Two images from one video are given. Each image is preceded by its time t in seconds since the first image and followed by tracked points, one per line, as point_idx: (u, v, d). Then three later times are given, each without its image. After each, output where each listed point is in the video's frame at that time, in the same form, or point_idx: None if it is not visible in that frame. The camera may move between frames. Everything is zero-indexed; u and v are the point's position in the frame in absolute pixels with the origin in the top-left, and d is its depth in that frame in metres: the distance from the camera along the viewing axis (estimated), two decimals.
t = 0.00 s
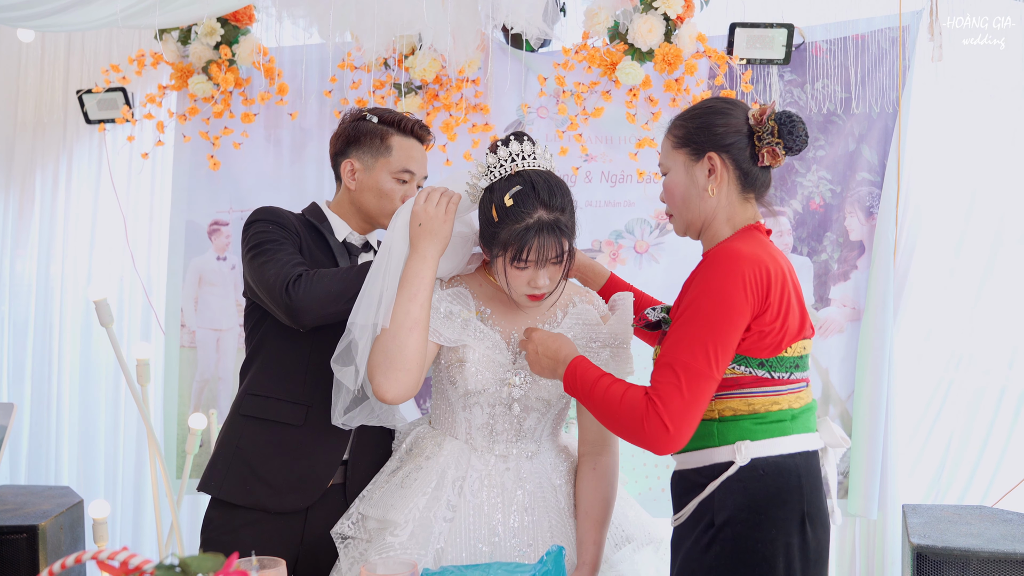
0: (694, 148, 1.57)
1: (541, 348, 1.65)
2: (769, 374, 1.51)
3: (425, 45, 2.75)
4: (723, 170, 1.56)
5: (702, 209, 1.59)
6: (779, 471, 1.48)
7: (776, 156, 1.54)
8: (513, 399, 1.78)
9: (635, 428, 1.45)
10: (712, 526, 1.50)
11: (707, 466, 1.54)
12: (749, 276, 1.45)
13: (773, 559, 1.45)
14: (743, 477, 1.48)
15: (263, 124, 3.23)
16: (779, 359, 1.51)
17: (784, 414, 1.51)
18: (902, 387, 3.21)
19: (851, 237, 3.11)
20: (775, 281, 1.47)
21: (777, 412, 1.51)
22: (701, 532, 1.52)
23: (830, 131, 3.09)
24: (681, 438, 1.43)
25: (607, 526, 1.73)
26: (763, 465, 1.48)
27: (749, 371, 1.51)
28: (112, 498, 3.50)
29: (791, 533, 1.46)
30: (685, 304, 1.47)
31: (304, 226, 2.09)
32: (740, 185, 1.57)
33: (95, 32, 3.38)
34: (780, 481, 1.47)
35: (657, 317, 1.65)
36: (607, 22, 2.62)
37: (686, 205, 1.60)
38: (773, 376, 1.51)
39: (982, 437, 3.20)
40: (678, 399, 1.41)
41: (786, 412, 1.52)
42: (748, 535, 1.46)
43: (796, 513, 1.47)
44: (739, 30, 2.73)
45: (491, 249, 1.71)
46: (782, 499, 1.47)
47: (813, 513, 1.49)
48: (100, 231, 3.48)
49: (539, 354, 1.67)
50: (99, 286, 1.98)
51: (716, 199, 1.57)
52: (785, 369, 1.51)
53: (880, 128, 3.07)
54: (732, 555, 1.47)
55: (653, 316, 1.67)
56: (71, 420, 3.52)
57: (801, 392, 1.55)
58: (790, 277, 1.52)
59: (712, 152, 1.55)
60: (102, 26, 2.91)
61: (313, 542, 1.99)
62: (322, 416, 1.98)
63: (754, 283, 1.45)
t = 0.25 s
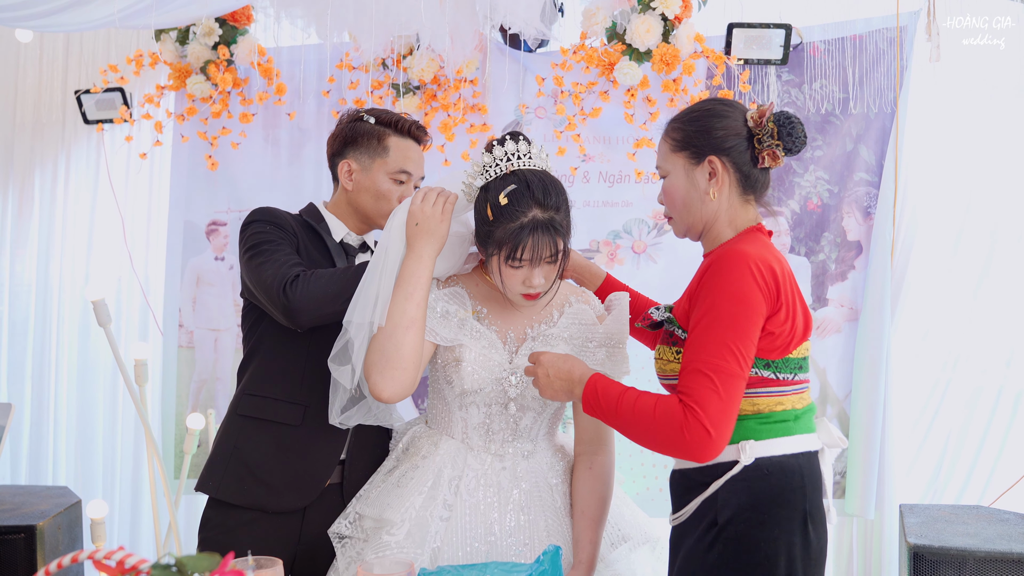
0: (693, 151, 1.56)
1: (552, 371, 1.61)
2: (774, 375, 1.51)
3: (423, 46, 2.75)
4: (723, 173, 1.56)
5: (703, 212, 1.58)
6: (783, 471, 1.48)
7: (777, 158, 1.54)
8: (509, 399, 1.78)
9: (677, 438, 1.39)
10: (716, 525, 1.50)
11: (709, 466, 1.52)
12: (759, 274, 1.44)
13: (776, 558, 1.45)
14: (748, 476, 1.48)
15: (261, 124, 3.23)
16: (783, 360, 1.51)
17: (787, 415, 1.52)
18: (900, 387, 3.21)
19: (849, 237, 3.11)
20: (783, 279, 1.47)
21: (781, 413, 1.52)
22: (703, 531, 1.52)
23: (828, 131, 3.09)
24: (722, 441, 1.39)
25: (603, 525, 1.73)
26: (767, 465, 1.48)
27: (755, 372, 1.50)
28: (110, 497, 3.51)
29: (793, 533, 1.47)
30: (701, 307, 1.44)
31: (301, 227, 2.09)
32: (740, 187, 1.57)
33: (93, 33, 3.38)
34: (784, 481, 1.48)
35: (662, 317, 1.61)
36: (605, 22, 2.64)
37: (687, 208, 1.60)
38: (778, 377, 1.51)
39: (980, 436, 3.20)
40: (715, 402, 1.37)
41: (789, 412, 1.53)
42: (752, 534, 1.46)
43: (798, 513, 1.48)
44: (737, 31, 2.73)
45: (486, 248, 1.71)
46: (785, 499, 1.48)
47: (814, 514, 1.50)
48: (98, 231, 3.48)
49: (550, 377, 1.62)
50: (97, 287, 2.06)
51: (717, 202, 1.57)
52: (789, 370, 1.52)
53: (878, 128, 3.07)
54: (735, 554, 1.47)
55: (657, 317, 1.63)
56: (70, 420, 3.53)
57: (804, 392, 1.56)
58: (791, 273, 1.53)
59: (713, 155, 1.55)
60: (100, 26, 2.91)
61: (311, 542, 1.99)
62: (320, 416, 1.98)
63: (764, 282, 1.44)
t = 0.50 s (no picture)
0: (697, 153, 1.56)
1: (566, 392, 1.57)
2: (782, 378, 1.51)
3: (422, 46, 2.75)
4: (728, 174, 1.55)
5: (708, 213, 1.58)
6: (790, 473, 1.50)
7: (781, 158, 1.55)
8: (507, 398, 1.78)
9: (710, 450, 1.39)
10: (724, 527, 1.51)
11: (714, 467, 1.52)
12: (773, 276, 1.43)
13: (785, 559, 1.47)
14: (756, 478, 1.49)
15: (261, 124, 3.23)
16: (792, 362, 1.51)
17: (793, 417, 1.53)
18: (899, 387, 3.21)
19: (847, 237, 3.11)
20: (794, 277, 1.46)
21: (787, 415, 1.52)
22: (711, 533, 1.53)
23: (827, 131, 3.09)
24: (754, 447, 1.40)
25: (601, 524, 1.74)
26: (774, 467, 1.49)
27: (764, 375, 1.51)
28: (109, 497, 3.51)
29: (801, 533, 1.49)
30: (717, 315, 1.42)
31: (299, 227, 2.10)
32: (745, 188, 1.57)
33: (92, 33, 3.38)
34: (792, 482, 1.49)
35: (668, 316, 1.59)
36: (604, 22, 2.64)
37: (692, 210, 1.60)
38: (786, 379, 1.51)
39: (979, 436, 3.21)
40: (744, 409, 1.37)
41: (795, 414, 1.54)
42: (761, 536, 1.48)
43: (805, 513, 1.50)
44: (736, 31, 2.73)
45: (482, 247, 1.72)
46: (792, 500, 1.49)
47: (820, 513, 1.52)
48: (97, 231, 3.48)
49: (564, 398, 1.58)
50: (97, 287, 2.05)
51: (722, 203, 1.57)
52: (797, 373, 1.52)
53: (876, 128, 3.07)
54: (745, 556, 1.48)
55: (663, 316, 1.61)
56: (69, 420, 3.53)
57: (809, 394, 1.56)
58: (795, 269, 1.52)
59: (717, 157, 1.54)
60: (100, 26, 2.91)
61: (309, 541, 2.00)
62: (318, 415, 1.98)
63: (778, 283, 1.43)
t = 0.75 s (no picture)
0: (700, 153, 1.55)
1: (577, 402, 1.56)
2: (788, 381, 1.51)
3: (420, 46, 2.74)
4: (731, 174, 1.55)
5: (711, 213, 1.58)
6: (799, 476, 1.50)
7: (786, 157, 1.54)
8: (504, 398, 1.79)
9: (730, 459, 1.38)
10: (735, 533, 1.51)
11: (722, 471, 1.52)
12: (783, 278, 1.41)
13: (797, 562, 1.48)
14: (765, 483, 1.49)
15: (259, 124, 3.23)
16: (798, 365, 1.51)
17: (799, 420, 1.52)
18: (897, 387, 3.21)
19: (846, 238, 3.11)
20: (801, 277, 1.45)
21: (793, 418, 1.52)
22: (721, 538, 1.52)
23: (825, 131, 3.09)
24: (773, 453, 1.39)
25: (598, 524, 1.74)
26: (784, 471, 1.49)
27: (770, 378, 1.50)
28: (108, 497, 3.51)
29: (811, 535, 1.50)
30: (730, 321, 1.41)
31: (297, 228, 2.10)
32: (749, 187, 1.57)
33: (91, 34, 3.38)
34: (801, 486, 1.50)
35: (674, 316, 1.59)
36: (603, 23, 2.64)
37: (696, 210, 1.59)
38: (792, 383, 1.51)
39: (977, 436, 3.21)
40: (763, 416, 1.35)
41: (801, 417, 1.53)
42: (773, 541, 1.48)
43: (814, 515, 1.50)
44: (734, 32, 2.73)
45: (477, 245, 1.72)
46: (802, 503, 1.50)
47: (828, 514, 1.53)
48: (95, 231, 3.49)
49: (575, 408, 1.57)
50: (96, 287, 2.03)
51: (726, 203, 1.57)
52: (803, 376, 1.52)
53: (875, 128, 3.07)
54: (756, 561, 1.49)
55: (669, 316, 1.61)
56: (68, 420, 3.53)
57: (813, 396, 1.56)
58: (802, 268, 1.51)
59: (720, 157, 1.54)
60: (98, 27, 2.91)
61: (307, 541, 2.00)
62: (315, 415, 1.98)
63: (788, 285, 1.42)
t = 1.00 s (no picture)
0: (703, 150, 1.55)
1: (585, 411, 1.55)
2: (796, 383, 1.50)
3: (418, 46, 2.74)
4: (734, 172, 1.55)
5: (712, 209, 1.58)
6: (809, 479, 1.51)
7: (790, 156, 1.52)
8: (500, 397, 1.79)
9: (751, 464, 1.37)
10: (746, 537, 1.50)
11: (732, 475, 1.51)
12: (796, 280, 1.41)
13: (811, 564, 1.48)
14: (776, 486, 1.49)
15: (257, 124, 3.23)
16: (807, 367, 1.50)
17: (805, 422, 1.53)
18: (895, 387, 3.22)
19: (843, 238, 3.12)
20: (811, 278, 1.45)
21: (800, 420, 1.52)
22: (732, 544, 1.51)
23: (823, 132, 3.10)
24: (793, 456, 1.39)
25: (595, 523, 1.74)
26: (795, 473, 1.49)
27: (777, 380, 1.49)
28: (106, 497, 3.51)
29: (822, 537, 1.50)
30: (746, 325, 1.40)
31: (295, 228, 2.10)
32: (753, 185, 1.56)
33: (89, 34, 3.38)
34: (811, 488, 1.50)
35: (682, 317, 1.57)
36: (600, 23, 2.64)
37: (698, 207, 1.59)
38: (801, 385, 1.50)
39: (975, 436, 3.21)
40: (784, 420, 1.35)
41: (808, 419, 1.53)
42: (785, 544, 1.48)
43: (824, 517, 1.51)
44: (732, 32, 2.73)
45: (472, 239, 1.73)
46: (813, 505, 1.50)
47: (836, 515, 1.54)
48: (94, 231, 3.49)
49: (583, 417, 1.55)
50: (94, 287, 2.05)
51: (729, 201, 1.57)
52: (811, 377, 1.52)
53: (873, 129, 3.07)
54: (770, 565, 1.48)
55: (676, 316, 1.59)
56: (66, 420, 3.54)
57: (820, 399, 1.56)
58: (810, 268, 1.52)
59: (723, 154, 1.54)
60: (96, 27, 2.91)
61: (304, 541, 2.00)
62: (313, 415, 1.98)
63: (800, 286, 1.42)
